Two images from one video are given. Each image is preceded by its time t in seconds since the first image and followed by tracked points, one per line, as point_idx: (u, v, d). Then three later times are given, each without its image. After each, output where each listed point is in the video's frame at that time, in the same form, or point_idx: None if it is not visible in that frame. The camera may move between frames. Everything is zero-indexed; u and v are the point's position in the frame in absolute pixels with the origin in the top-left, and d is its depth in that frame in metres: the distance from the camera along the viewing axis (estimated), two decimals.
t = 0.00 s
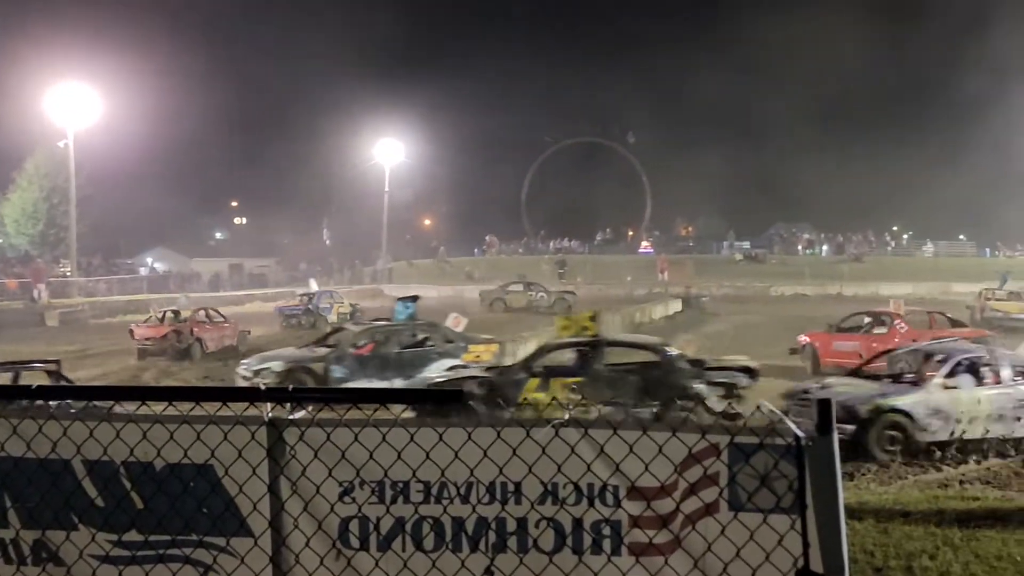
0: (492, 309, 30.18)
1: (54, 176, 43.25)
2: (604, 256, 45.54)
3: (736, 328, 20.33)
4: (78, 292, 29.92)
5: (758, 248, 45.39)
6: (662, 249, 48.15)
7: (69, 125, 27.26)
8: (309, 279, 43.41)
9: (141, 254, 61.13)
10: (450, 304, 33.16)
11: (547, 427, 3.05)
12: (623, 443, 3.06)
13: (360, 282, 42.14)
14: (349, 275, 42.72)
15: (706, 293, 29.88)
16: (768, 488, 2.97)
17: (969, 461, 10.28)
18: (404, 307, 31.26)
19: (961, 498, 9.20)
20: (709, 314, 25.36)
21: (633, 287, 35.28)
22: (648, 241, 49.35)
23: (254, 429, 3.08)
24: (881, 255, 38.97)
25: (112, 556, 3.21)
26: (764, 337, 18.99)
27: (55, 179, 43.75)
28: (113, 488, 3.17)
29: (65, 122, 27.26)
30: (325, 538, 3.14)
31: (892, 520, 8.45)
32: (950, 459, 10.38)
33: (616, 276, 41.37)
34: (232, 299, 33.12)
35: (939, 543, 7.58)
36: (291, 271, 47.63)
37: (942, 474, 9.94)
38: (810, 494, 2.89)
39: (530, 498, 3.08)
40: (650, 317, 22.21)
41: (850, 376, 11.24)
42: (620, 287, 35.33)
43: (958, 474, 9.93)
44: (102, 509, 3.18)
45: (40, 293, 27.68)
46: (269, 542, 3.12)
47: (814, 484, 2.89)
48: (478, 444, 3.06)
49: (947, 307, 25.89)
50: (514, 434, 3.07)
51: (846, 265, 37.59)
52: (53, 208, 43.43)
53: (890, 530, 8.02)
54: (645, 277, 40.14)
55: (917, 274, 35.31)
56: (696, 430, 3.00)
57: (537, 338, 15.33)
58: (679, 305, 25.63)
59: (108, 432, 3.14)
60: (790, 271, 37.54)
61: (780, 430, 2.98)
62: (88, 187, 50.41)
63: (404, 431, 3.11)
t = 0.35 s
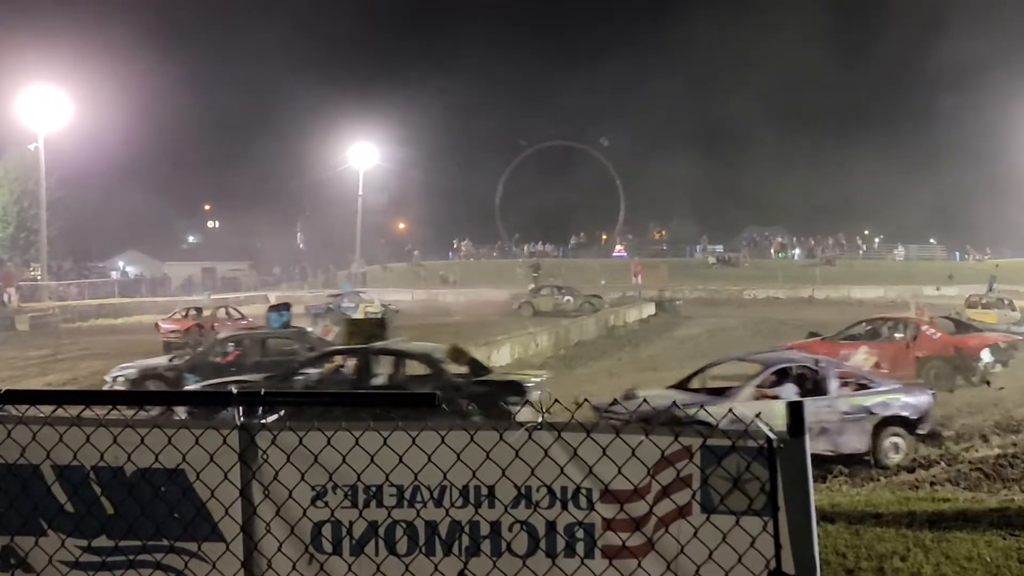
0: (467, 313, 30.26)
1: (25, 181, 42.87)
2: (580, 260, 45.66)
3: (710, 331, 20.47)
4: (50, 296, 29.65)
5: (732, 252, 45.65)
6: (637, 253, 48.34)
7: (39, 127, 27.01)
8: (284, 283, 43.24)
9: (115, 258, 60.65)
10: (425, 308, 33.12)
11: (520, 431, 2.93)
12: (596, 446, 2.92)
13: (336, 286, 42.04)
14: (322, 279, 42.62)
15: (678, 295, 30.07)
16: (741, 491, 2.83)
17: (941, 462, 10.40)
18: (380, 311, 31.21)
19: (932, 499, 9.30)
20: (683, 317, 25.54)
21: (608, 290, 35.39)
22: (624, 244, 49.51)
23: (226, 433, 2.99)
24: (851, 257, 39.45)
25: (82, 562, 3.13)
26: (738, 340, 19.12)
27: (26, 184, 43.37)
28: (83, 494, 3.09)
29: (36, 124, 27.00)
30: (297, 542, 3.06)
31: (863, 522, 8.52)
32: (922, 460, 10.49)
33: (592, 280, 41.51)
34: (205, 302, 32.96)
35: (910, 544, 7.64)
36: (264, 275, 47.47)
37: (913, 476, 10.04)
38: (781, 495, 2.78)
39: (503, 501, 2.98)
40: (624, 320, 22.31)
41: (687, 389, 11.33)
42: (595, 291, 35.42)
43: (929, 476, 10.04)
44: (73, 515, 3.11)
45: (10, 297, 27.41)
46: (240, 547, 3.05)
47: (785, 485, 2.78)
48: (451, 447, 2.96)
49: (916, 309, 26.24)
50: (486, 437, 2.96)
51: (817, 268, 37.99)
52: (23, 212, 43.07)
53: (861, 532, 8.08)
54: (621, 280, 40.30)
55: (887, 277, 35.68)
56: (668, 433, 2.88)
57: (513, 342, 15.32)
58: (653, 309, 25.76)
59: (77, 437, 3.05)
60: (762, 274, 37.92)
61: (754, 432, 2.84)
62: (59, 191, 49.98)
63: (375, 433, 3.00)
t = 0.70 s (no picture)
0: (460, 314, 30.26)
1: (18, 181, 42.79)
2: (573, 261, 45.70)
3: (703, 332, 20.51)
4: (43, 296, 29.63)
5: (724, 252, 45.73)
6: (630, 253, 48.41)
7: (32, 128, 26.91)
8: (277, 283, 43.24)
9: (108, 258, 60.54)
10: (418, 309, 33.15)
11: (513, 432, 2.90)
12: (590, 447, 2.89)
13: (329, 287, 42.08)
14: (315, 280, 42.62)
15: (672, 297, 30.11)
16: (734, 492, 2.82)
17: (933, 463, 10.44)
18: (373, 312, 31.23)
19: (924, 500, 9.34)
20: (677, 319, 25.56)
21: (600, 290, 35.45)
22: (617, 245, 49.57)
23: (218, 435, 2.95)
24: (845, 259, 39.45)
25: (75, 564, 3.09)
26: (732, 340, 19.16)
27: (19, 184, 43.30)
28: (77, 496, 3.06)
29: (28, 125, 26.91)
30: (291, 544, 3.04)
31: (856, 523, 8.54)
32: (914, 461, 10.53)
33: (584, 281, 41.57)
34: (199, 304, 32.96)
35: (902, 545, 7.66)
36: (256, 276, 47.46)
37: (906, 477, 10.07)
38: (776, 495, 2.77)
39: (496, 503, 2.96)
40: (618, 322, 22.33)
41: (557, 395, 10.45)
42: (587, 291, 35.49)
43: (922, 476, 10.07)
44: (66, 518, 3.07)
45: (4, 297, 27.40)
46: (234, 549, 3.01)
47: (781, 486, 2.77)
48: (445, 449, 2.94)
49: (909, 310, 26.27)
50: (480, 439, 2.94)
51: (811, 269, 38.03)
52: (16, 212, 43.01)
53: (853, 533, 8.10)
54: (613, 280, 40.36)
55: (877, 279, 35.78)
56: (663, 434, 2.83)
57: (506, 342, 15.30)
58: (646, 310, 25.81)
59: (72, 439, 3.04)
60: (755, 275, 37.94)
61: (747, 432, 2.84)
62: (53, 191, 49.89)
63: (369, 435, 2.98)
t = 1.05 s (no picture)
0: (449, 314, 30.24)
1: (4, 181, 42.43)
2: (561, 262, 45.63)
3: (692, 332, 20.54)
4: (30, 296, 29.41)
5: (713, 252, 45.74)
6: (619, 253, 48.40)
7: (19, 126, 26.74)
8: (266, 283, 43.05)
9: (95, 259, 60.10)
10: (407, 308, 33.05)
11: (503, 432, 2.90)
12: (579, 447, 2.91)
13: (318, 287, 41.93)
14: (304, 280, 42.57)
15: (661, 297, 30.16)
16: (723, 491, 2.85)
17: (921, 463, 10.49)
18: (361, 311, 31.11)
19: (913, 499, 9.38)
20: (665, 319, 25.61)
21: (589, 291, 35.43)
22: (605, 245, 49.54)
23: (208, 435, 2.95)
24: (833, 258, 39.62)
25: (63, 565, 3.08)
26: (720, 340, 19.19)
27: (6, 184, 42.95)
28: (65, 497, 3.05)
29: (16, 124, 26.73)
30: (279, 544, 3.02)
31: (845, 522, 8.58)
32: (902, 460, 10.58)
33: (574, 280, 41.52)
34: (186, 304, 32.75)
35: (891, 544, 7.69)
36: (246, 276, 47.34)
37: (893, 476, 10.12)
38: (762, 494, 2.81)
39: (485, 503, 2.96)
40: (607, 321, 22.35)
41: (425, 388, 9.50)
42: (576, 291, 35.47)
43: (910, 475, 10.11)
44: (54, 518, 3.06)
45: None
46: (223, 549, 3.01)
47: (767, 484, 2.81)
48: (435, 448, 2.94)
49: (895, 310, 26.40)
50: (469, 439, 2.95)
51: (799, 269, 38.19)
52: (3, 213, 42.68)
53: (842, 532, 8.13)
54: (603, 280, 40.36)
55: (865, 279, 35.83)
56: (653, 433, 2.85)
57: (495, 342, 15.27)
58: (636, 309, 25.82)
59: (61, 439, 3.04)
60: (744, 275, 38.08)
61: (736, 431, 2.87)
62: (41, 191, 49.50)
63: (358, 436, 2.98)
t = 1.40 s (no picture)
0: (440, 313, 30.21)
1: None
2: (552, 261, 45.60)
3: (684, 331, 20.55)
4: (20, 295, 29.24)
5: (704, 251, 45.71)
6: (610, 252, 48.39)
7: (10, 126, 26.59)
8: (256, 283, 42.90)
9: (86, 258, 59.78)
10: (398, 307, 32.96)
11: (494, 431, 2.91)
12: (571, 445, 2.91)
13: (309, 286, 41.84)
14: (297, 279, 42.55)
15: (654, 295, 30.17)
16: (713, 489, 2.88)
17: (912, 461, 10.52)
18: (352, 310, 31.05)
19: (903, 498, 9.41)
20: (658, 317, 25.62)
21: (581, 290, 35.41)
22: (597, 244, 49.52)
23: (199, 434, 2.96)
24: (825, 257, 39.67)
25: (54, 564, 3.06)
26: (712, 339, 19.23)
27: None
28: (56, 495, 3.04)
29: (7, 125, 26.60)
30: (271, 542, 3.03)
31: (835, 521, 8.60)
32: (893, 459, 10.61)
33: (565, 279, 41.49)
34: (177, 303, 32.58)
35: (881, 543, 7.72)
36: (237, 274, 47.26)
37: (884, 475, 10.15)
38: (754, 492, 2.83)
39: (477, 501, 2.97)
40: (599, 319, 22.34)
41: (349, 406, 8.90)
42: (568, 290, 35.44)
43: (900, 474, 10.15)
44: (44, 516, 3.05)
45: None
46: (214, 547, 3.01)
47: (757, 483, 2.83)
48: (426, 447, 2.96)
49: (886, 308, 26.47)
50: (461, 437, 2.96)
51: (791, 268, 38.26)
52: None
53: (833, 531, 8.15)
54: (594, 280, 40.32)
55: (856, 277, 35.88)
56: (643, 432, 2.89)
57: (487, 340, 15.27)
58: (628, 308, 25.82)
59: (50, 438, 3.01)
60: (736, 274, 38.12)
61: (727, 429, 2.90)
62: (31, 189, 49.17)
63: (350, 434, 2.98)
